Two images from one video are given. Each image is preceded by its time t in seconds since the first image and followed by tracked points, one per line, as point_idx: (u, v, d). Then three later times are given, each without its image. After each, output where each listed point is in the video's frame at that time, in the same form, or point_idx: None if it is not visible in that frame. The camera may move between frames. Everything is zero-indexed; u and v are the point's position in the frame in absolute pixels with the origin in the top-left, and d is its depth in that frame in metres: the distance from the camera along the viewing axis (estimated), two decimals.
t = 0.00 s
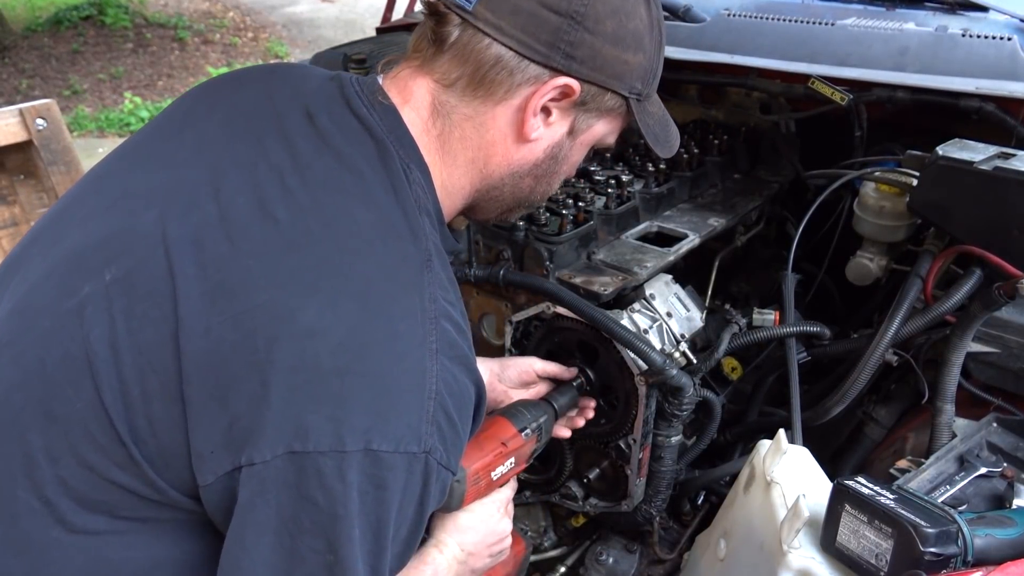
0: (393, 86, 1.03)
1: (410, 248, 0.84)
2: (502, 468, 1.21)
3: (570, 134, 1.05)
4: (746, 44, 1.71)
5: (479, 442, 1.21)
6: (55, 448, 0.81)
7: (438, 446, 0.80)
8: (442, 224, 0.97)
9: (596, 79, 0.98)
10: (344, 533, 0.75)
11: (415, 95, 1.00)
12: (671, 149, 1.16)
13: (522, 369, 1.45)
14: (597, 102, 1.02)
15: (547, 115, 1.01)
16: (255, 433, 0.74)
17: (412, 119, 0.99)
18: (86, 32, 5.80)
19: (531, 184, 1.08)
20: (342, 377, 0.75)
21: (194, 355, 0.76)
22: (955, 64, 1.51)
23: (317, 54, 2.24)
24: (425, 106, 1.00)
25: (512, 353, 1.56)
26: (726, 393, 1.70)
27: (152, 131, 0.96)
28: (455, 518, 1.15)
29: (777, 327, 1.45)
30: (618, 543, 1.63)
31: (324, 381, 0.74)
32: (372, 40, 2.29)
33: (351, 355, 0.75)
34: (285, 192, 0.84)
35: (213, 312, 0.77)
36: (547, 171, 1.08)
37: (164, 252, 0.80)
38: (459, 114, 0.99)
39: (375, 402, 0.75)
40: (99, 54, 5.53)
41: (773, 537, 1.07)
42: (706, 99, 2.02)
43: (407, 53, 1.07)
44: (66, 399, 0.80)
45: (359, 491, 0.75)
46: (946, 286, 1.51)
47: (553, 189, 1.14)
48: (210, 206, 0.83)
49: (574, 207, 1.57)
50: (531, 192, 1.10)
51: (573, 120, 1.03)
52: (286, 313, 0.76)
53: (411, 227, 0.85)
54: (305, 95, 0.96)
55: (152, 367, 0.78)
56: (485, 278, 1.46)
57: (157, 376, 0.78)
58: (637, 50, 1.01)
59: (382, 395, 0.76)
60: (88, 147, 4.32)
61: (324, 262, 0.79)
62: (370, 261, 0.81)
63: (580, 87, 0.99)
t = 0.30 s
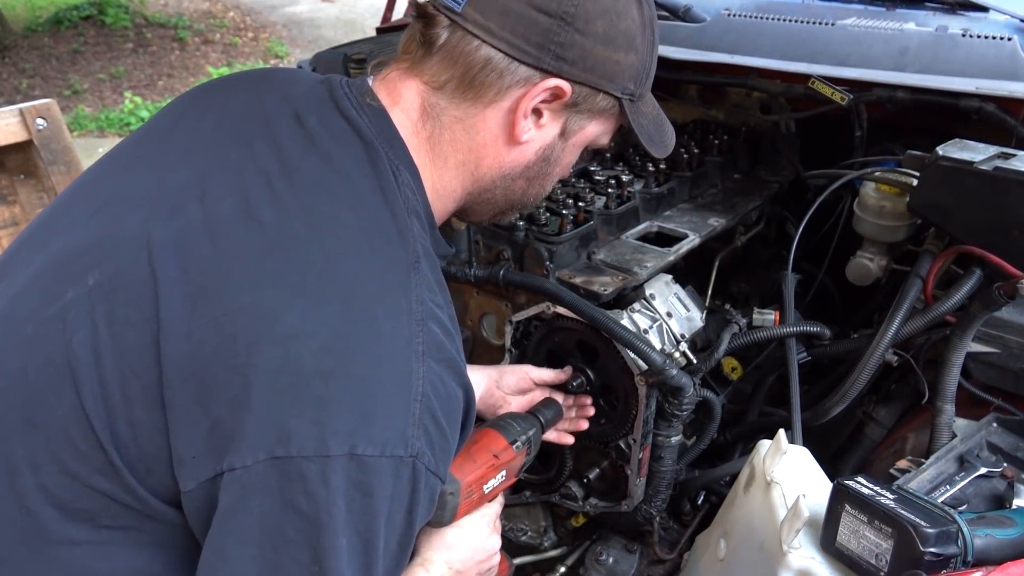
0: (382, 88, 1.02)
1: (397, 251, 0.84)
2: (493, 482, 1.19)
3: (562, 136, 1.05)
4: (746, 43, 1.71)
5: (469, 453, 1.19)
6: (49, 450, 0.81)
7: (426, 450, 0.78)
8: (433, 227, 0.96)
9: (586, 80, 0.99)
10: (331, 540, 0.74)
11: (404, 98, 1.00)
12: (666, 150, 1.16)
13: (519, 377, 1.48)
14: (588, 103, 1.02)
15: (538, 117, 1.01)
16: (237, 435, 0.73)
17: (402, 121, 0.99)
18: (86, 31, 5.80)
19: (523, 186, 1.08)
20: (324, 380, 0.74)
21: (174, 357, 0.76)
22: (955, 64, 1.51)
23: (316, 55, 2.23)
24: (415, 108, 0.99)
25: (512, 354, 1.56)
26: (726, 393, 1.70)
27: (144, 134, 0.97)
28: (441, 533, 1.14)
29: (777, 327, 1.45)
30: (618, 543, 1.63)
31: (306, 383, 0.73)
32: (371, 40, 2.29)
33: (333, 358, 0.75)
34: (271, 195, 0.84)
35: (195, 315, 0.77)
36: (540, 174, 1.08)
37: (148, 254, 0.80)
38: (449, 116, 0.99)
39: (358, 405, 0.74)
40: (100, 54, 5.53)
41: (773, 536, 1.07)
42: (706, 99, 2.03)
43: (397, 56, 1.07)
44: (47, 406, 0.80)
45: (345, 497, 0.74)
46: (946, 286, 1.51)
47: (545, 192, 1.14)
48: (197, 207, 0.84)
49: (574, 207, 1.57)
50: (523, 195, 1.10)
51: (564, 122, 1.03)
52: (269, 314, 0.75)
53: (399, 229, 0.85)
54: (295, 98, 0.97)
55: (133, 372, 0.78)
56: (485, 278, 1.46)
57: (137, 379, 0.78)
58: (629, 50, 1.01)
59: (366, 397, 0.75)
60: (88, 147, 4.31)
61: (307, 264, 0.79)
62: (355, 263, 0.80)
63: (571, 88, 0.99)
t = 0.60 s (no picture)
0: (339, 49, 0.97)
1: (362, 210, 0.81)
2: (477, 474, 1.18)
3: (532, 87, 1.00)
4: (746, 43, 1.71)
5: (454, 444, 1.19)
6: (28, 461, 0.79)
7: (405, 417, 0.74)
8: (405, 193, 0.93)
9: (552, 23, 0.94)
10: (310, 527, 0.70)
11: (362, 56, 0.94)
12: (646, 102, 1.14)
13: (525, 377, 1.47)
14: (557, 48, 0.97)
15: (505, 66, 0.96)
16: (200, 413, 0.69)
17: (361, 80, 0.93)
18: (86, 31, 5.80)
19: (496, 143, 1.03)
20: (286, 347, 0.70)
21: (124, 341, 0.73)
22: (956, 64, 1.51)
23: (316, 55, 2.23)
24: (374, 66, 0.94)
25: (512, 354, 1.56)
26: (725, 393, 1.70)
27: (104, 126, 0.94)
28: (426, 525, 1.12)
29: (777, 327, 1.45)
30: (618, 543, 1.63)
31: (265, 351, 0.69)
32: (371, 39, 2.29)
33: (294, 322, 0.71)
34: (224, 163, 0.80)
35: (145, 293, 0.74)
36: (512, 128, 1.02)
37: (100, 242, 0.77)
38: (411, 72, 0.93)
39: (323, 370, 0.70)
40: (99, 54, 5.53)
41: (773, 536, 1.07)
42: (706, 99, 2.04)
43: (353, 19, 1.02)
44: (4, 412, 0.79)
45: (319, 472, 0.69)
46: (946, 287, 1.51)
47: (521, 151, 1.08)
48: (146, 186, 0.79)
49: (574, 207, 1.58)
50: (497, 153, 1.04)
51: (533, 70, 0.98)
52: (222, 279, 0.72)
53: (362, 189, 0.83)
54: (251, 74, 0.93)
55: (85, 366, 0.76)
56: (485, 278, 1.46)
57: (92, 373, 0.76)
58: None
59: (331, 361, 0.70)
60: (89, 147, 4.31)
61: (265, 226, 0.75)
62: (314, 224, 0.77)
63: (536, 32, 0.94)
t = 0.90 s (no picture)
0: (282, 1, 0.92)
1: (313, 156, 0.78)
2: (494, 451, 1.21)
3: (486, 24, 0.95)
4: (746, 44, 1.71)
5: (468, 421, 1.23)
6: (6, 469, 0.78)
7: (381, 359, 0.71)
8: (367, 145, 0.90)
9: None
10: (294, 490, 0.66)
11: (306, 3, 0.89)
12: (614, 43, 1.21)
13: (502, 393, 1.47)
14: None
15: (457, 4, 0.90)
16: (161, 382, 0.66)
17: (306, 29, 0.88)
18: (87, 31, 5.80)
19: (456, 90, 0.98)
20: (242, 299, 0.66)
21: (76, 326, 0.71)
22: (956, 64, 1.51)
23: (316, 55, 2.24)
24: (319, 13, 0.89)
25: (512, 354, 1.56)
26: (726, 393, 1.70)
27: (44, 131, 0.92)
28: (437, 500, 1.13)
29: (777, 327, 1.46)
30: (618, 543, 1.63)
31: (218, 306, 0.66)
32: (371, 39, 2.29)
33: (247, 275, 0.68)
34: (168, 127, 0.78)
35: (90, 269, 0.72)
36: (471, 72, 0.98)
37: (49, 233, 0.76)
38: (359, 16, 0.87)
39: (287, 317, 0.67)
40: (100, 54, 5.52)
41: (773, 536, 1.06)
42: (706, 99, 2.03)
43: None
44: None
45: (295, 430, 0.65)
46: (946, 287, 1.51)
47: (482, 96, 1.04)
48: (92, 166, 0.77)
49: (574, 207, 1.58)
50: (458, 101, 1.00)
51: (486, 7, 0.94)
52: (169, 238, 0.69)
53: (314, 132, 0.81)
54: (189, 46, 0.90)
55: (37, 364, 0.74)
56: (485, 278, 1.46)
57: (46, 371, 0.74)
58: None
59: (294, 306, 0.67)
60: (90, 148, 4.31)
61: (213, 179, 0.73)
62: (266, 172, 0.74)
63: None
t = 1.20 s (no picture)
0: None
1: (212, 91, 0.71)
2: (456, 439, 1.28)
3: None
4: (746, 44, 1.71)
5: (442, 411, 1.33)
6: None
7: (311, 302, 0.63)
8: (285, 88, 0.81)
9: None
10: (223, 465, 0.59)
11: None
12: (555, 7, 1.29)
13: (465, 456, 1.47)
14: None
15: None
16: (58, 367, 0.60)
17: None
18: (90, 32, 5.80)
19: (374, 25, 0.87)
20: (137, 259, 0.59)
21: None
22: (956, 65, 1.51)
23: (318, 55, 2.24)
24: None
25: (512, 354, 1.56)
26: (726, 393, 1.70)
27: None
28: (399, 488, 1.06)
29: (777, 327, 1.46)
30: (618, 543, 1.63)
31: (109, 271, 0.59)
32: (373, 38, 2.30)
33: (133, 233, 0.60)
34: (48, 96, 0.70)
35: None
36: (389, 4, 0.87)
37: None
38: None
39: (189, 272, 0.59)
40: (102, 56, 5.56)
41: (774, 536, 1.06)
42: (706, 99, 2.02)
43: None
44: None
45: (213, 400, 0.58)
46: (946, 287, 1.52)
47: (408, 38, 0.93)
48: None
49: (575, 208, 1.58)
50: (376, 39, 0.89)
51: None
52: (53, 210, 0.64)
53: (205, 69, 0.72)
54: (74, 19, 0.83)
55: None
56: (485, 278, 1.46)
57: None
58: None
59: (194, 258, 0.60)
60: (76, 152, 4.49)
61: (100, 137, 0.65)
62: (154, 120, 0.66)
63: None
